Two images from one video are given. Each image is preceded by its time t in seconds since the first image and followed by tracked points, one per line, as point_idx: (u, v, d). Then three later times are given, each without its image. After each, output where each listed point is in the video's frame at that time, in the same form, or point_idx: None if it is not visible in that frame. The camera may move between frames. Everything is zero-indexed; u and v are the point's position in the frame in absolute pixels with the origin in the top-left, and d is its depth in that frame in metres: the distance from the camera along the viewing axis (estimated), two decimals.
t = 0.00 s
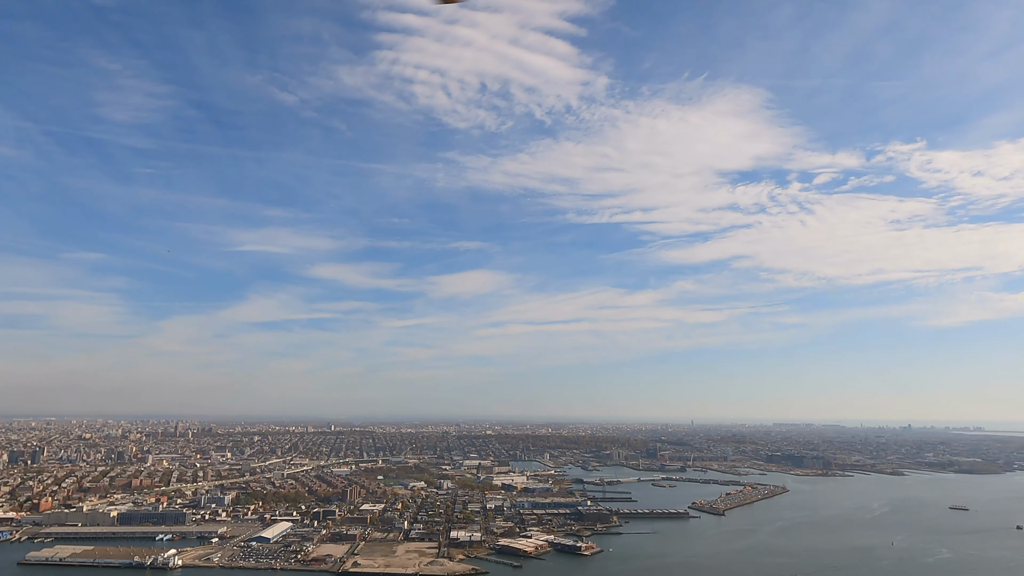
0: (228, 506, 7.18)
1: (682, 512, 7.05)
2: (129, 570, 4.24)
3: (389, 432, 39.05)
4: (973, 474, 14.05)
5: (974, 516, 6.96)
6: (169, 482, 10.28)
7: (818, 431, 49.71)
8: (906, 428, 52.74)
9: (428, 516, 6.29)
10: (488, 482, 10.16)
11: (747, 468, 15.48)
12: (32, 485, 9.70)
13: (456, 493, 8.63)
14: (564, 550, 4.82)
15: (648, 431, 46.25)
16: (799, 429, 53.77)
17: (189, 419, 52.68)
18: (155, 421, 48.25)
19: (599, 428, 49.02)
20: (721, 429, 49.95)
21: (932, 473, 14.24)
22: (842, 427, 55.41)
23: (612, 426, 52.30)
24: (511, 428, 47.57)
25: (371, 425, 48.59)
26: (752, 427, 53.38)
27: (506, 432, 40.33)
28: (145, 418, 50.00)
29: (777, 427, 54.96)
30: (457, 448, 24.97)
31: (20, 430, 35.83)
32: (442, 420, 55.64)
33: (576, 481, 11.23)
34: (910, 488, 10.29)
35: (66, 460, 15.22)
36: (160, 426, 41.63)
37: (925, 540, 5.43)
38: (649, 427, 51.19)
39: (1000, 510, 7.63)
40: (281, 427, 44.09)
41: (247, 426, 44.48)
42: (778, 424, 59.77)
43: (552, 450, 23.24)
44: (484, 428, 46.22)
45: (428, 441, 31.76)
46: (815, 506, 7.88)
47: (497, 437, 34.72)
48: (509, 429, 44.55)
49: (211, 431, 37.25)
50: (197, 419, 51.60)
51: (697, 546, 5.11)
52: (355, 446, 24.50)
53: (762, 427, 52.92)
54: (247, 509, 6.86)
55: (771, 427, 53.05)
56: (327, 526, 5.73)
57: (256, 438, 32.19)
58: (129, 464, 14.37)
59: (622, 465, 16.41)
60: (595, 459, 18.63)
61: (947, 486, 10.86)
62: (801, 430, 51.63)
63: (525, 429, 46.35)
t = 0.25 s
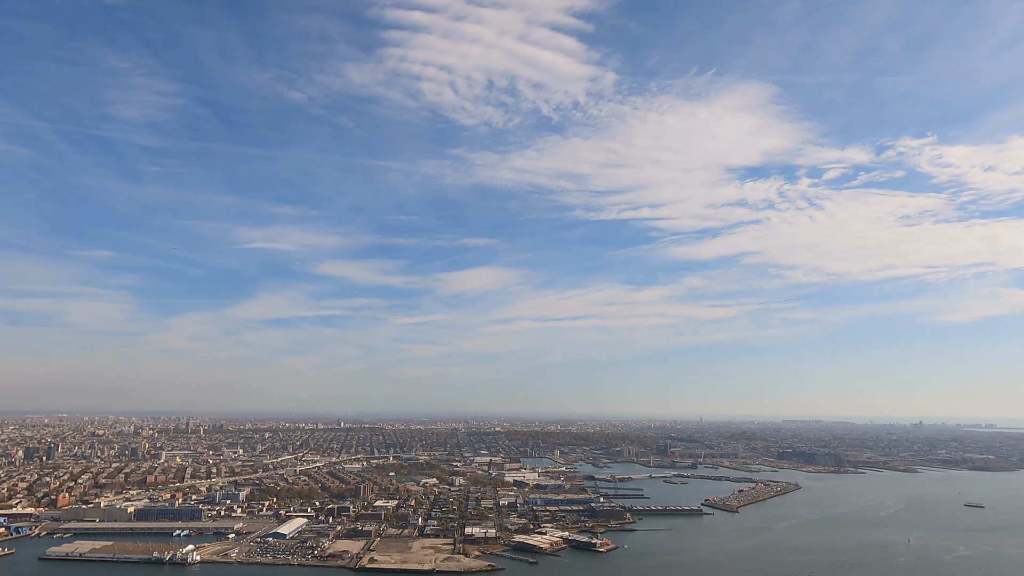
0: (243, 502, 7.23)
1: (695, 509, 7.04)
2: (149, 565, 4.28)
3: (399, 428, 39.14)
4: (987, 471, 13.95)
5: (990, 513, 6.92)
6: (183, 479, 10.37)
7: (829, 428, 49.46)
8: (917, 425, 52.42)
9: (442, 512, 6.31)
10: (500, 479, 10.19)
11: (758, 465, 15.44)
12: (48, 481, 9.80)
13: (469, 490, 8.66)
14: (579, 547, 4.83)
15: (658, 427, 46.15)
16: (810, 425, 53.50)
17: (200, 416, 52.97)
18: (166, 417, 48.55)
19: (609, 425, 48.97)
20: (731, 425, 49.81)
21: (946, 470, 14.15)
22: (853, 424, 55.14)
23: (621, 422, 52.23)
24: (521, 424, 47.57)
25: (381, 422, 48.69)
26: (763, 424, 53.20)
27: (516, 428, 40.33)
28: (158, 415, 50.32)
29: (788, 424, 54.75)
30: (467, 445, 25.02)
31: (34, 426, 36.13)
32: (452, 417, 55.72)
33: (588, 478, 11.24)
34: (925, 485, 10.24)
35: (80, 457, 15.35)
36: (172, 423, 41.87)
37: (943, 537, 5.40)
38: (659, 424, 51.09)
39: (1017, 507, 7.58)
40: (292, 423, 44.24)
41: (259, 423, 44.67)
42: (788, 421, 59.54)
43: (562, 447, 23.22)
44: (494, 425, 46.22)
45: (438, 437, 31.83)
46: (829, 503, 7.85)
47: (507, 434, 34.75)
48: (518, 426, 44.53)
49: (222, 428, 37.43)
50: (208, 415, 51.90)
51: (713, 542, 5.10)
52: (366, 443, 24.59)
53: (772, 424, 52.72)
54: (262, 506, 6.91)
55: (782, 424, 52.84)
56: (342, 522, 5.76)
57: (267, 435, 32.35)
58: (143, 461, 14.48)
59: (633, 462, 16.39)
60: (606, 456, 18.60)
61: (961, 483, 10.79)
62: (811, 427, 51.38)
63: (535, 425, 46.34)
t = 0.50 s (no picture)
0: (257, 498, 7.29)
1: (708, 506, 7.04)
2: (167, 560, 4.33)
3: (408, 425, 39.19)
4: (1002, 468, 13.86)
5: (1006, 511, 6.88)
6: (197, 474, 10.44)
7: (841, 425, 49.17)
8: (928, 421, 52.20)
9: (456, 508, 6.34)
10: (511, 476, 10.21)
11: (770, 462, 15.39)
12: (65, 477, 9.89)
13: (481, 486, 8.68)
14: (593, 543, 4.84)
15: (667, 424, 46.05)
16: (820, 422, 53.26)
17: (212, 412, 53.25)
18: (177, 414, 48.81)
19: (618, 421, 48.88)
20: (741, 422, 49.66)
21: (960, 468, 14.06)
22: (864, 420, 54.85)
23: (631, 419, 52.16)
24: (530, 421, 47.54)
25: (391, 418, 48.79)
26: (772, 420, 52.99)
27: (525, 425, 40.32)
28: (169, 411, 50.62)
29: (798, 420, 54.53)
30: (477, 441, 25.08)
31: (47, 422, 36.39)
32: (461, 413, 55.78)
33: (599, 475, 11.25)
34: (937, 483, 10.19)
35: (94, 452, 15.48)
36: (183, 419, 42.06)
37: (959, 535, 5.39)
38: (668, 420, 50.98)
39: None
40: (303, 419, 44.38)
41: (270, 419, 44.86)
42: (798, 418, 59.30)
43: (572, 444, 23.23)
44: (504, 421, 46.23)
45: (448, 434, 31.89)
46: (842, 501, 7.83)
47: (516, 430, 34.76)
48: (528, 422, 44.52)
49: (233, 424, 37.54)
50: (219, 412, 52.16)
51: (729, 539, 5.10)
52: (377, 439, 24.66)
53: (783, 421, 52.50)
54: (277, 502, 6.96)
55: (792, 421, 52.63)
56: (357, 518, 5.80)
57: (279, 431, 32.50)
58: (156, 457, 14.59)
59: (643, 458, 16.38)
60: (616, 452, 18.59)
61: (975, 481, 10.73)
62: (822, 424, 51.08)
63: (544, 422, 46.31)
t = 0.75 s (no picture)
0: (271, 494, 7.32)
1: (721, 503, 7.02)
2: (185, 556, 4.36)
3: (418, 422, 39.25)
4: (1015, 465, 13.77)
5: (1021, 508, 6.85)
6: (210, 471, 10.50)
7: (850, 422, 48.90)
8: (939, 419, 51.89)
9: (469, 505, 6.35)
10: (522, 472, 10.22)
11: (780, 459, 15.34)
12: (80, 472, 9.98)
13: (493, 482, 8.70)
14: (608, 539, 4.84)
15: (676, 420, 45.96)
16: (830, 418, 53.03)
17: (222, 408, 53.52)
18: (187, 410, 49.07)
19: (627, 417, 48.83)
20: (750, 419, 49.51)
21: (973, 465, 13.99)
22: (874, 417, 54.57)
23: (639, 415, 52.09)
24: (539, 417, 47.53)
25: (400, 415, 48.89)
26: (782, 417, 52.79)
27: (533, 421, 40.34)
28: (180, 408, 50.91)
29: (808, 417, 54.34)
30: (487, 437, 25.15)
31: (59, 419, 36.61)
32: (470, 409, 55.87)
33: (610, 471, 11.24)
34: (950, 480, 10.13)
35: (107, 449, 15.60)
36: (194, 416, 42.28)
37: (975, 532, 5.36)
38: (677, 417, 50.87)
39: None
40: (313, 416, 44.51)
41: (280, 415, 45.02)
42: (808, 415, 59.09)
43: (581, 440, 23.24)
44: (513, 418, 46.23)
45: (457, 430, 31.94)
46: (856, 498, 7.81)
47: (524, 427, 34.78)
48: (537, 419, 44.53)
49: (243, 420, 37.67)
50: (229, 408, 52.41)
51: (744, 536, 5.09)
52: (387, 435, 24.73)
53: (792, 418, 52.28)
54: (291, 498, 6.99)
55: (801, 418, 52.42)
56: (371, 514, 5.82)
57: (289, 428, 32.63)
58: (169, 453, 14.68)
59: (653, 455, 16.36)
60: (626, 449, 18.58)
61: (988, 478, 10.67)
62: (831, 420, 50.92)
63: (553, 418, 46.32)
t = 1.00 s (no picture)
0: (283, 491, 7.36)
1: (733, 500, 7.02)
2: (201, 551, 4.38)
3: (426, 419, 39.29)
4: None
5: None
6: (221, 467, 10.55)
7: (859, 419, 48.65)
8: (949, 416, 51.56)
9: (480, 501, 6.36)
10: (532, 469, 10.22)
11: (790, 456, 15.30)
12: (93, 469, 10.06)
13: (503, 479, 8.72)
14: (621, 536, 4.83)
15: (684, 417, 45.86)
16: (838, 415, 52.83)
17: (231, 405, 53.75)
18: (196, 407, 49.25)
19: (635, 415, 48.76)
20: (759, 416, 49.36)
21: (985, 462, 13.91)
22: (884, 414, 54.31)
23: (647, 413, 52.01)
24: (547, 415, 47.51)
25: (407, 412, 48.99)
26: (790, 414, 52.61)
27: (542, 418, 40.32)
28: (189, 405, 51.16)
29: (817, 414, 54.13)
30: (495, 435, 25.16)
31: (70, 415, 36.77)
32: (477, 406, 55.93)
33: (619, 468, 11.24)
34: (963, 477, 10.08)
35: (119, 445, 15.69)
36: (203, 413, 42.43)
37: (990, 529, 5.34)
38: (685, 414, 50.82)
39: None
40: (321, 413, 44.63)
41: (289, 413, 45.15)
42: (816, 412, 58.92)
43: (589, 437, 23.22)
44: (521, 415, 46.23)
45: (464, 427, 31.98)
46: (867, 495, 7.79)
47: (532, 424, 34.78)
48: (544, 416, 44.53)
49: (252, 418, 37.82)
50: (238, 406, 52.59)
51: (757, 533, 5.08)
52: (395, 432, 24.78)
53: (801, 415, 52.06)
54: (304, 494, 7.02)
55: (810, 415, 52.23)
56: (383, 511, 5.84)
57: (297, 425, 32.72)
58: (180, 450, 14.75)
59: (662, 452, 16.36)
60: (635, 446, 18.55)
61: (1000, 475, 10.60)
62: (840, 417, 50.75)
63: (560, 416, 46.29)
